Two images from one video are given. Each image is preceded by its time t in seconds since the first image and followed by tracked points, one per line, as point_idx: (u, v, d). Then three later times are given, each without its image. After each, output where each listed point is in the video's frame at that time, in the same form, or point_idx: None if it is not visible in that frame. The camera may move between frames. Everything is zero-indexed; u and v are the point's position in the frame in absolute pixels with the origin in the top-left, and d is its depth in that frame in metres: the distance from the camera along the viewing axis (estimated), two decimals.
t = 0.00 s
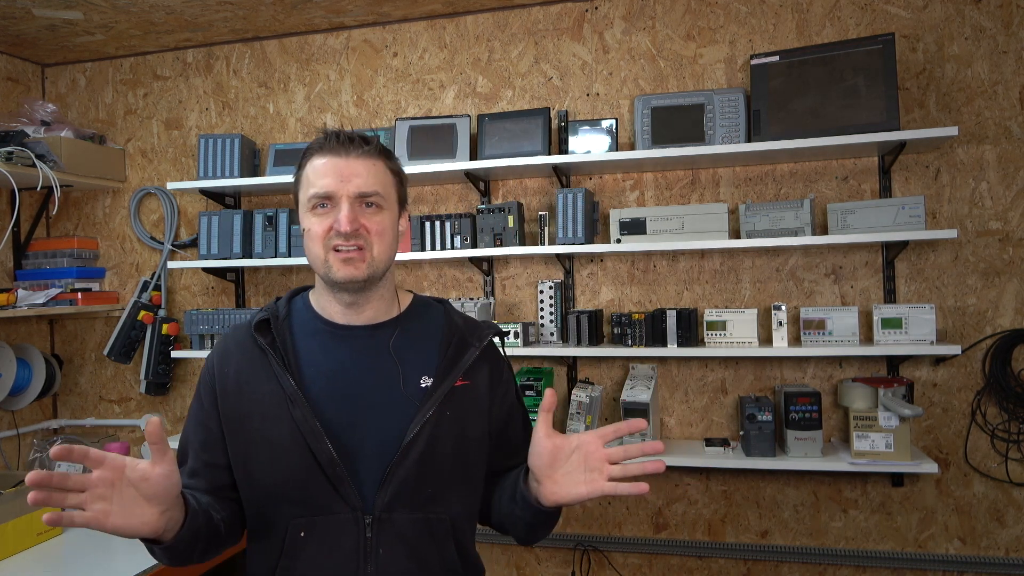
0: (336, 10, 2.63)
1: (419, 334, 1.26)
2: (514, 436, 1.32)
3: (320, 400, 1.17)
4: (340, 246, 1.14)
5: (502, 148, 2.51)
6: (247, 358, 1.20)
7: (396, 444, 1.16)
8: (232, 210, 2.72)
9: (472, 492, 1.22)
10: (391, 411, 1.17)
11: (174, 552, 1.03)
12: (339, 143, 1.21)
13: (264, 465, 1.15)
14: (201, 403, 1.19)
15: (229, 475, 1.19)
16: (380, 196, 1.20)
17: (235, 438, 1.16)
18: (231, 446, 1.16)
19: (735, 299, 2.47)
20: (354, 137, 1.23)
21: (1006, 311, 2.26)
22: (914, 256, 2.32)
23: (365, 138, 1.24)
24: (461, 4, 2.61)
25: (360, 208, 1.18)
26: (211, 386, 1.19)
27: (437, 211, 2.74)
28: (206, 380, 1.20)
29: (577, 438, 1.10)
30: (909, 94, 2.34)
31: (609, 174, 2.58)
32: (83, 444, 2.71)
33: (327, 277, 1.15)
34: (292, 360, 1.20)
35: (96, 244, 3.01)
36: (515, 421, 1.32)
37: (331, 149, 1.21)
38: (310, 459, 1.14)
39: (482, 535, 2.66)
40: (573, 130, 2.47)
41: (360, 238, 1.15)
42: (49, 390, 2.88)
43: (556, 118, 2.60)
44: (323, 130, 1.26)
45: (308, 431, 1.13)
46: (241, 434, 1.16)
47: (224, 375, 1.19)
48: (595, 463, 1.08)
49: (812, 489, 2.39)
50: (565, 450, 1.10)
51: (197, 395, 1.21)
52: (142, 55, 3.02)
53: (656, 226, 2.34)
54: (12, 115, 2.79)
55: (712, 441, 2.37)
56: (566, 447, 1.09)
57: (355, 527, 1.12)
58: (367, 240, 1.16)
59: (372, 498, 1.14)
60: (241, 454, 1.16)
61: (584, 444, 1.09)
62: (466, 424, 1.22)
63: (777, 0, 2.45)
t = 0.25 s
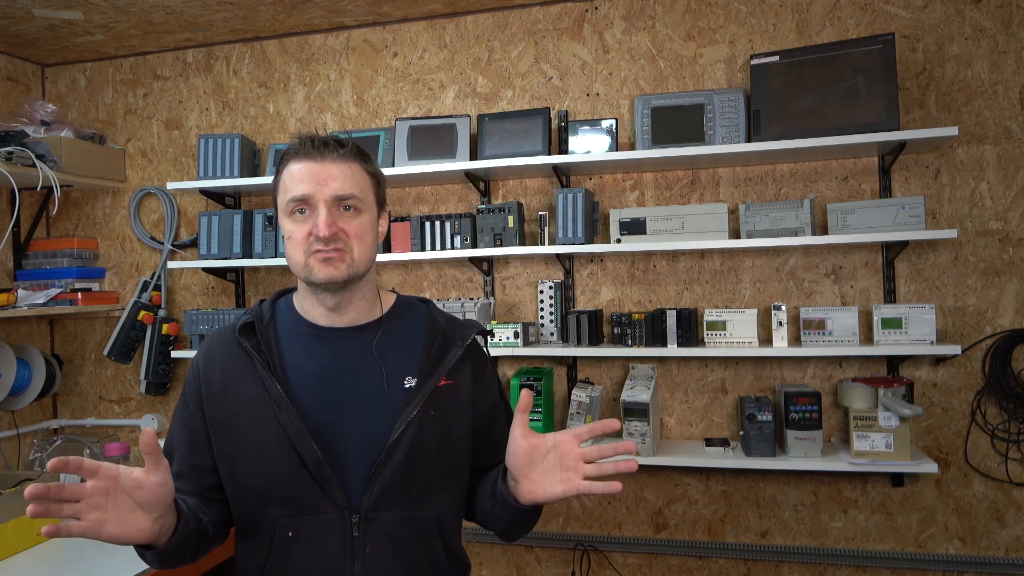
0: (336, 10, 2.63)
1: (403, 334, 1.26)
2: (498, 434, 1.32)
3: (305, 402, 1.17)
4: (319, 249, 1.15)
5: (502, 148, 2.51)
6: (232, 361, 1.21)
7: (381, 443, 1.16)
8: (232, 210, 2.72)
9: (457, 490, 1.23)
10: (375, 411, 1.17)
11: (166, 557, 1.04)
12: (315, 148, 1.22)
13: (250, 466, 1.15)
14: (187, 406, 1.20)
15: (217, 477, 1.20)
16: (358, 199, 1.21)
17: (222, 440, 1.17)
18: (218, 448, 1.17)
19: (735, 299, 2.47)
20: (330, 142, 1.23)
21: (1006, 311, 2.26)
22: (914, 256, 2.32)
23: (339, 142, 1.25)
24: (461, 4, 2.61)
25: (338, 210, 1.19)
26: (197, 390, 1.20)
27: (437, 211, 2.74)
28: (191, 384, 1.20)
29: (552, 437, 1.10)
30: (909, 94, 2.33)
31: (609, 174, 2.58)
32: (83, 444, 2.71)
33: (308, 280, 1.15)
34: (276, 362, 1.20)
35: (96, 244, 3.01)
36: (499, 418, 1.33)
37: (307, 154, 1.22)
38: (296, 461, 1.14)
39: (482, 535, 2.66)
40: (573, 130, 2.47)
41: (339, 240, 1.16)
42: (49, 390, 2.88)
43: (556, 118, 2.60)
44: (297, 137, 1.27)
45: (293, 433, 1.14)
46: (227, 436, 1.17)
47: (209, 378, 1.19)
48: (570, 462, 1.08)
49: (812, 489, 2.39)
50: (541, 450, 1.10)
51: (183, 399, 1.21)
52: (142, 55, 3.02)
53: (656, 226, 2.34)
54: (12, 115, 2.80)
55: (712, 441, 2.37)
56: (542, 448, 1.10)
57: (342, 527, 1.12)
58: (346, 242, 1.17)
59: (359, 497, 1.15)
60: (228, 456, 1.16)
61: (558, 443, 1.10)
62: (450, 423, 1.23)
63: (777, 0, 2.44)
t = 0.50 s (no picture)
0: (336, 10, 2.63)
1: (391, 335, 1.26)
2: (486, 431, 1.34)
3: (295, 403, 1.17)
4: (309, 253, 1.16)
5: (502, 148, 2.51)
6: (221, 364, 1.20)
7: (371, 443, 1.17)
8: (232, 210, 2.72)
9: (447, 488, 1.25)
10: (365, 412, 1.18)
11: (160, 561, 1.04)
12: (306, 151, 1.23)
13: (242, 468, 1.15)
14: (177, 411, 1.19)
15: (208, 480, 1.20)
16: (347, 204, 1.22)
17: (213, 443, 1.17)
18: (209, 451, 1.17)
19: (735, 299, 2.47)
20: (321, 146, 1.24)
21: (1006, 311, 2.26)
22: (914, 256, 2.32)
23: (330, 146, 1.26)
24: (461, 4, 2.61)
25: (328, 215, 1.20)
26: (186, 393, 1.19)
27: (437, 211, 2.74)
28: (181, 388, 1.20)
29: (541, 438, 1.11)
30: (909, 94, 2.34)
31: (609, 174, 2.58)
32: (83, 444, 2.71)
33: (297, 284, 1.16)
34: (266, 364, 1.20)
35: (96, 244, 3.01)
36: (487, 416, 1.35)
37: (297, 158, 1.23)
38: (287, 462, 1.15)
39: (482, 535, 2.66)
40: (573, 130, 2.47)
41: (329, 245, 1.17)
42: (49, 389, 2.88)
43: (556, 118, 2.60)
44: (287, 140, 1.27)
45: (284, 435, 1.14)
46: (217, 438, 1.17)
47: (198, 381, 1.19)
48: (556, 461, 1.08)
49: (812, 489, 2.39)
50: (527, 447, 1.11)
51: (172, 402, 1.20)
52: (142, 55, 3.02)
53: (656, 226, 2.34)
54: (12, 115, 2.80)
55: (712, 441, 2.37)
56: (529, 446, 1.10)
57: (335, 526, 1.13)
58: (336, 247, 1.18)
59: (350, 496, 1.16)
60: (219, 458, 1.16)
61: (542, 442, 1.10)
62: (439, 422, 1.24)
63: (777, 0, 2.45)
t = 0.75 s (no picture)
0: (336, 10, 2.63)
1: (389, 334, 1.26)
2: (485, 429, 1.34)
3: (294, 403, 1.18)
4: (317, 250, 1.17)
5: (502, 148, 2.51)
6: (221, 364, 1.20)
7: (370, 443, 1.17)
8: (232, 210, 2.73)
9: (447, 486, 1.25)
10: (364, 411, 1.18)
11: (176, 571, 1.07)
12: (327, 149, 1.25)
13: (242, 468, 1.16)
14: (175, 410, 1.19)
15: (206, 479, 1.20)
16: (361, 206, 1.24)
17: (213, 442, 1.17)
18: (209, 450, 1.17)
19: (735, 299, 2.47)
20: (343, 147, 1.26)
21: (1006, 311, 2.26)
22: (914, 256, 2.32)
23: (350, 148, 1.28)
24: (461, 4, 2.61)
25: (341, 214, 1.21)
26: (186, 393, 1.19)
27: (437, 211, 2.74)
28: (180, 388, 1.20)
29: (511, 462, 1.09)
30: (909, 94, 2.34)
31: (609, 174, 2.58)
32: (83, 444, 2.71)
33: (302, 279, 1.17)
34: (266, 364, 1.20)
35: (96, 244, 3.01)
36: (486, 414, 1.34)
37: (317, 155, 1.25)
38: (288, 461, 1.15)
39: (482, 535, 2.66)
40: (573, 130, 2.47)
41: (338, 244, 1.18)
42: (49, 389, 2.88)
43: (556, 118, 2.60)
44: (308, 137, 1.30)
45: (284, 435, 1.14)
46: (219, 438, 1.17)
47: (199, 382, 1.19)
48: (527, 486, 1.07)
49: (812, 489, 2.39)
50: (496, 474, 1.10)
51: (173, 402, 1.20)
52: (142, 55, 3.02)
53: (656, 226, 2.34)
54: (12, 115, 2.80)
55: (712, 441, 2.37)
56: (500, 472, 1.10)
57: (335, 525, 1.14)
58: (345, 247, 1.19)
59: (350, 496, 1.16)
60: (219, 457, 1.17)
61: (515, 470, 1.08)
62: (438, 421, 1.24)
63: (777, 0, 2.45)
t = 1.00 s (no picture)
0: (336, 10, 2.63)
1: (398, 334, 1.30)
2: (485, 433, 1.39)
3: (305, 397, 1.18)
4: (340, 247, 1.19)
5: (502, 148, 2.51)
6: (234, 352, 1.18)
7: (377, 439, 1.19)
8: (232, 210, 2.72)
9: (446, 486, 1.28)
10: (374, 408, 1.20)
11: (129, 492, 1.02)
12: (369, 155, 1.30)
13: (247, 459, 1.15)
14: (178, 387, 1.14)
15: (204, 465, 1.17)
16: (389, 214, 1.28)
17: (218, 429, 1.15)
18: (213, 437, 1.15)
19: (735, 299, 2.47)
20: (384, 155, 1.32)
21: (1006, 310, 2.26)
22: (914, 256, 2.32)
23: (391, 159, 1.33)
24: (461, 4, 2.61)
25: (370, 218, 1.25)
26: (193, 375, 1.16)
27: (437, 211, 2.74)
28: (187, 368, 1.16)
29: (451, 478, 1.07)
30: (909, 94, 2.34)
31: (609, 174, 2.58)
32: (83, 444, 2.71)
33: (319, 273, 1.19)
34: (280, 357, 1.19)
35: (96, 244, 3.01)
36: (485, 418, 1.40)
37: (357, 158, 1.29)
38: (294, 455, 1.15)
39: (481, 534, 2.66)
40: (573, 130, 2.47)
41: (361, 246, 1.21)
42: (49, 389, 2.87)
43: (556, 118, 2.60)
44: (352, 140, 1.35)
45: (295, 428, 1.14)
46: (224, 426, 1.15)
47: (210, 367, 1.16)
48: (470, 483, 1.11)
49: (812, 489, 2.39)
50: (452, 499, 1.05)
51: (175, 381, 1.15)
52: (142, 55, 3.02)
53: (656, 226, 2.34)
54: (12, 115, 2.80)
55: (712, 441, 2.37)
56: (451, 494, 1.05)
57: (336, 521, 1.14)
58: (367, 249, 1.22)
59: (353, 492, 1.16)
60: (224, 446, 1.15)
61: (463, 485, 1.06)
62: (442, 421, 1.27)
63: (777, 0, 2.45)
